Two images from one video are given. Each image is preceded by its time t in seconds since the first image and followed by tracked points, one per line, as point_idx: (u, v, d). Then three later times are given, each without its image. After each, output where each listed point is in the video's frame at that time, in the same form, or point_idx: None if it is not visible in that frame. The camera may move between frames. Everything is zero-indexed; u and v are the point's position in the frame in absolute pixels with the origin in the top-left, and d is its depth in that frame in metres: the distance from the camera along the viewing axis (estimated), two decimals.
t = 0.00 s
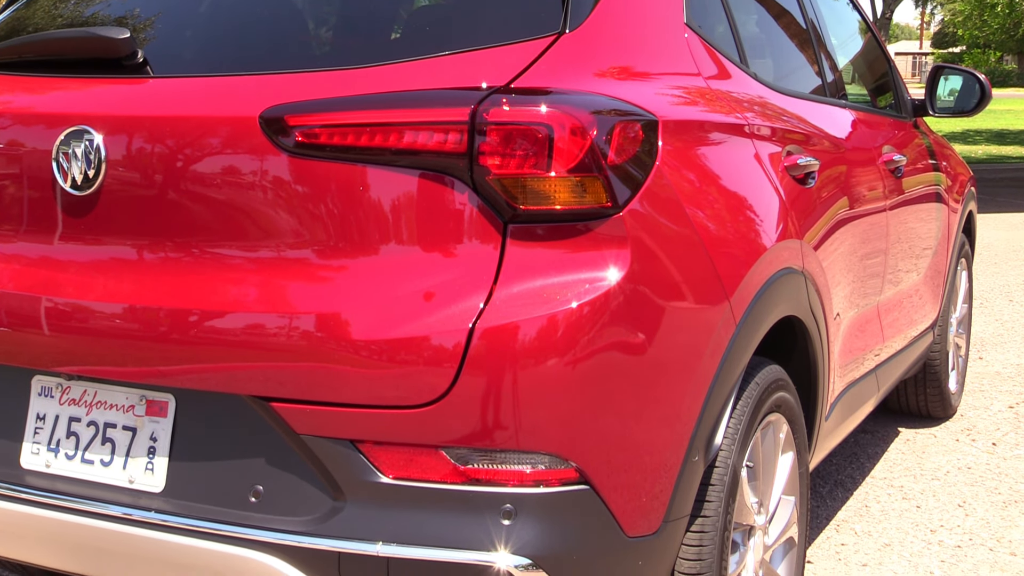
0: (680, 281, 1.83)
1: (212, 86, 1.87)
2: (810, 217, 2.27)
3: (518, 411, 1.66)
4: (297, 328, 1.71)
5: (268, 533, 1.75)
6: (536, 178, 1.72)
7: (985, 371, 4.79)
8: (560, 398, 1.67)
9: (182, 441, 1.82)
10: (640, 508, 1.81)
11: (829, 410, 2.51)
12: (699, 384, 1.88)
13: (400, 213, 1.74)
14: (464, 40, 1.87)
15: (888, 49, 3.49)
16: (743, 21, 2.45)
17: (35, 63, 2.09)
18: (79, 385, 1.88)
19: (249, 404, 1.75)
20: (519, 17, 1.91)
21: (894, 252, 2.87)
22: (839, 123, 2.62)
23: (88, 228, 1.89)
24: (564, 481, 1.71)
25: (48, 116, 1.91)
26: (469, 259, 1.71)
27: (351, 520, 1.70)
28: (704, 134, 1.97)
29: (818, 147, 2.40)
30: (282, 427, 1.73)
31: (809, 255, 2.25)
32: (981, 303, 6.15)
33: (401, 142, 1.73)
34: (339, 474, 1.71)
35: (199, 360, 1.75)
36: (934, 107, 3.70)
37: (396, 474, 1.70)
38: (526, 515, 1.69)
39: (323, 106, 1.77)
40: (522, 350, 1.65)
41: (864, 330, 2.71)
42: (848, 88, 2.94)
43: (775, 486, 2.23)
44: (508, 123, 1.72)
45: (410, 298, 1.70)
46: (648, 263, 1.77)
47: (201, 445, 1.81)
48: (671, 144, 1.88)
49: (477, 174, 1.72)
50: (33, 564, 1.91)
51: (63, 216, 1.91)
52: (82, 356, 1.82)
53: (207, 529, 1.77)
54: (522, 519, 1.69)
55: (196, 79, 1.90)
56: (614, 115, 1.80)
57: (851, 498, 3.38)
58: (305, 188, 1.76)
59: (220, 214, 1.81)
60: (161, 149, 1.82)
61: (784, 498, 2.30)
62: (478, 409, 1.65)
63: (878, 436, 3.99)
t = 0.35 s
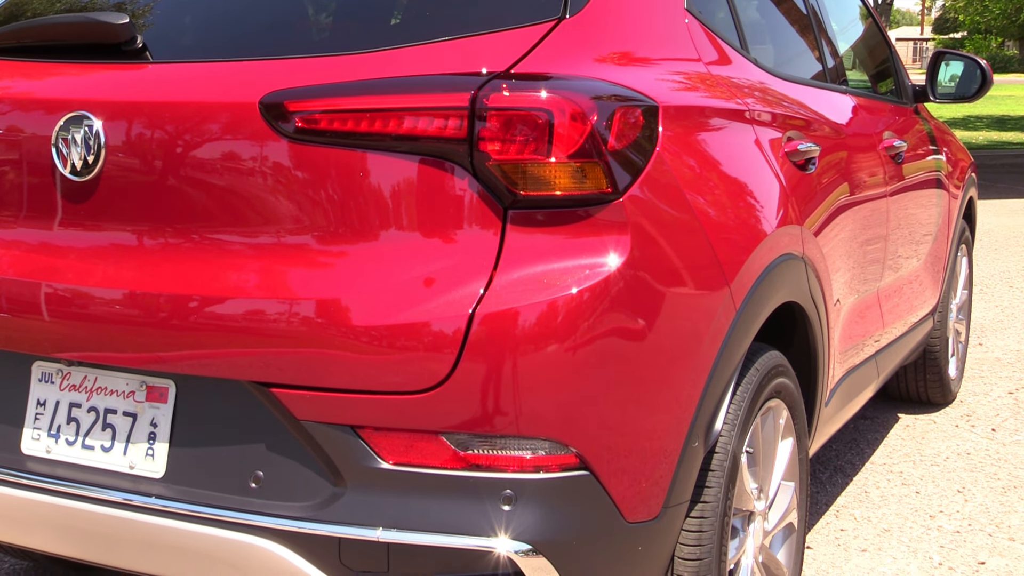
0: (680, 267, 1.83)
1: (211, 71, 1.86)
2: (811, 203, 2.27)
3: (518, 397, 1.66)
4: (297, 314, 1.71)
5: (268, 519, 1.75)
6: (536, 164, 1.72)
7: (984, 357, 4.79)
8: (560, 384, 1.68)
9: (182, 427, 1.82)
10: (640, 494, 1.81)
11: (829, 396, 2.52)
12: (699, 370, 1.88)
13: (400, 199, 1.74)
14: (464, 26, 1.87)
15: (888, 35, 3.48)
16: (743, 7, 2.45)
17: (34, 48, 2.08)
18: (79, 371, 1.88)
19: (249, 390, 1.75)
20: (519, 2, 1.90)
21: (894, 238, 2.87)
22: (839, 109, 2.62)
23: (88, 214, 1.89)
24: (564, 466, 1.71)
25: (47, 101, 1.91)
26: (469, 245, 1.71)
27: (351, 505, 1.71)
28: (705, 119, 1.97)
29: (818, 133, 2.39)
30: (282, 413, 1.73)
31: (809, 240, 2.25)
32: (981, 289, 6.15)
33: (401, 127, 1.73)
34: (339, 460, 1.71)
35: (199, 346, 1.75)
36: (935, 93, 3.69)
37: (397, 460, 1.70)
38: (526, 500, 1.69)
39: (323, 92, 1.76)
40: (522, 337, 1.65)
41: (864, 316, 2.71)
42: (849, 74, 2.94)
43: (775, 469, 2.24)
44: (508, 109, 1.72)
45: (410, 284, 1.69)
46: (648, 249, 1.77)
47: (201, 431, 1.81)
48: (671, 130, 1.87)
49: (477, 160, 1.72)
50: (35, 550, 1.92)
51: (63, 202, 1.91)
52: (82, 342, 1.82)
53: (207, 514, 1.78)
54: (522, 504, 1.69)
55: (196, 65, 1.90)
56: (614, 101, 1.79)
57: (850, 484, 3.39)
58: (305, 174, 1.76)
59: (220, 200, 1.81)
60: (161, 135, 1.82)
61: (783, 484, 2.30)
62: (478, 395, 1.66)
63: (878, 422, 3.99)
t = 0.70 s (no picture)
0: (680, 252, 1.83)
1: (211, 56, 1.86)
2: (811, 189, 2.27)
3: (518, 381, 1.66)
4: (297, 299, 1.71)
5: (269, 504, 1.75)
6: (536, 149, 1.71)
7: (984, 343, 4.79)
8: (561, 369, 1.68)
9: (183, 412, 1.83)
10: (640, 479, 1.81)
11: (828, 381, 2.52)
12: (699, 355, 1.88)
13: (400, 184, 1.74)
14: (464, 10, 1.86)
15: (889, 20, 3.47)
16: None
17: (33, 33, 2.08)
18: (79, 356, 1.88)
19: (250, 375, 1.75)
20: None
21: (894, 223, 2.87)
22: (840, 94, 2.61)
23: (88, 199, 1.89)
24: (564, 451, 1.72)
25: (46, 86, 1.91)
26: (469, 230, 1.71)
27: (351, 489, 1.71)
28: (705, 104, 1.97)
29: (819, 118, 2.39)
30: (282, 398, 1.73)
31: (809, 226, 2.25)
32: (981, 275, 6.15)
33: (401, 112, 1.73)
34: (339, 445, 1.71)
35: (200, 331, 1.75)
36: (936, 78, 3.69)
37: (397, 445, 1.70)
38: (526, 485, 1.69)
39: (323, 77, 1.76)
40: (522, 321, 1.65)
41: (864, 301, 2.71)
42: (849, 59, 2.93)
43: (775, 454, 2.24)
44: (508, 94, 1.72)
45: (410, 269, 1.70)
46: (648, 234, 1.77)
47: (201, 416, 1.81)
48: (671, 115, 1.87)
49: (477, 145, 1.71)
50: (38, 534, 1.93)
51: (62, 187, 1.91)
52: (83, 327, 1.82)
53: (207, 499, 1.78)
54: (522, 490, 1.69)
55: (195, 50, 1.89)
56: (615, 85, 1.79)
57: (850, 469, 3.39)
58: (304, 158, 1.76)
59: (220, 185, 1.80)
60: (160, 120, 1.82)
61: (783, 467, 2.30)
62: (478, 379, 1.66)
63: (878, 407, 4.00)
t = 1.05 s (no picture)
0: (680, 237, 1.83)
1: (210, 41, 1.86)
2: (812, 174, 2.27)
3: (518, 366, 1.66)
4: (297, 284, 1.71)
5: (269, 489, 1.75)
6: (536, 133, 1.71)
7: (984, 328, 4.79)
8: (561, 354, 1.68)
9: (183, 397, 1.83)
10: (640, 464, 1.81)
11: (828, 365, 2.52)
12: (699, 340, 1.88)
13: (400, 169, 1.73)
14: None
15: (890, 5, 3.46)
16: None
17: (31, 17, 2.07)
18: (79, 341, 1.88)
19: (250, 360, 1.75)
20: None
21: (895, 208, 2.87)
22: (841, 79, 2.61)
23: (87, 184, 1.89)
24: (564, 437, 1.71)
25: (45, 71, 1.90)
26: (469, 215, 1.70)
27: (351, 475, 1.71)
28: (706, 89, 1.96)
29: (819, 102, 2.39)
30: (282, 383, 1.74)
31: (809, 211, 2.24)
32: (981, 260, 6.14)
33: (401, 97, 1.72)
34: (339, 430, 1.71)
35: (199, 316, 1.75)
36: (937, 63, 3.68)
37: (397, 430, 1.70)
38: (526, 469, 1.69)
39: (323, 61, 1.76)
40: (522, 306, 1.65)
41: (864, 286, 2.71)
42: (850, 44, 2.93)
43: (774, 443, 2.25)
44: (508, 78, 1.72)
45: (410, 254, 1.69)
46: (648, 218, 1.76)
47: (202, 401, 1.82)
48: (671, 99, 1.87)
49: (477, 129, 1.71)
50: (42, 518, 1.94)
51: (62, 172, 1.91)
52: (83, 312, 1.82)
53: (208, 484, 1.78)
54: (523, 473, 1.69)
55: (194, 34, 1.89)
56: (615, 70, 1.79)
57: (849, 453, 3.39)
58: (304, 144, 1.76)
59: (219, 171, 1.80)
60: (159, 105, 1.81)
61: (780, 459, 2.31)
62: (478, 364, 1.66)
63: (878, 392, 4.00)
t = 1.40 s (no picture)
0: (681, 223, 1.82)
1: (208, 25, 1.85)
2: (812, 160, 2.26)
3: (518, 352, 1.66)
4: (297, 270, 1.71)
5: (269, 474, 1.76)
6: (537, 119, 1.71)
7: (984, 313, 4.79)
8: (561, 339, 1.68)
9: (183, 383, 1.83)
10: (640, 451, 1.81)
11: (828, 351, 2.52)
12: (699, 326, 1.88)
13: (400, 154, 1.73)
14: None
15: None
16: None
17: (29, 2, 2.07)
18: (79, 327, 1.88)
19: (250, 345, 1.75)
20: None
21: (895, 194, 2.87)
22: (841, 64, 2.60)
23: (87, 169, 1.89)
24: (564, 422, 1.72)
25: (44, 56, 1.90)
26: (469, 201, 1.70)
27: (351, 460, 1.72)
28: (707, 74, 1.96)
29: (820, 87, 2.38)
30: (282, 368, 1.74)
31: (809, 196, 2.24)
32: (981, 245, 6.14)
33: (401, 82, 1.72)
34: (340, 415, 1.72)
35: (199, 302, 1.75)
36: (938, 48, 3.67)
37: (397, 415, 1.71)
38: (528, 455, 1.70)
39: (322, 46, 1.75)
40: (522, 292, 1.65)
41: (864, 271, 2.71)
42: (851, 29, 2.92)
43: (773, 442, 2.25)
44: (508, 64, 1.71)
45: (410, 240, 1.69)
46: (648, 204, 1.76)
47: (202, 386, 1.82)
48: (671, 84, 1.86)
49: (477, 115, 1.71)
50: (44, 503, 1.94)
51: (61, 157, 1.90)
52: (82, 298, 1.82)
53: (208, 470, 1.78)
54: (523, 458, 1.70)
55: (193, 19, 1.88)
56: (615, 55, 1.78)
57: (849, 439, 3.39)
58: (304, 129, 1.75)
59: (219, 156, 1.80)
60: (159, 90, 1.81)
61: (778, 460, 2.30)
62: (479, 350, 1.66)
63: (878, 378, 4.00)
